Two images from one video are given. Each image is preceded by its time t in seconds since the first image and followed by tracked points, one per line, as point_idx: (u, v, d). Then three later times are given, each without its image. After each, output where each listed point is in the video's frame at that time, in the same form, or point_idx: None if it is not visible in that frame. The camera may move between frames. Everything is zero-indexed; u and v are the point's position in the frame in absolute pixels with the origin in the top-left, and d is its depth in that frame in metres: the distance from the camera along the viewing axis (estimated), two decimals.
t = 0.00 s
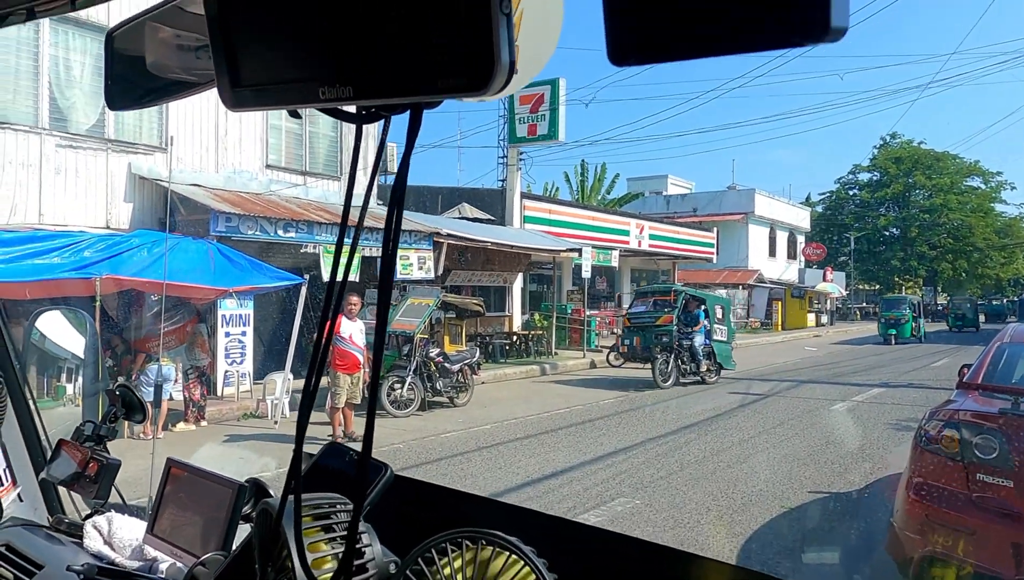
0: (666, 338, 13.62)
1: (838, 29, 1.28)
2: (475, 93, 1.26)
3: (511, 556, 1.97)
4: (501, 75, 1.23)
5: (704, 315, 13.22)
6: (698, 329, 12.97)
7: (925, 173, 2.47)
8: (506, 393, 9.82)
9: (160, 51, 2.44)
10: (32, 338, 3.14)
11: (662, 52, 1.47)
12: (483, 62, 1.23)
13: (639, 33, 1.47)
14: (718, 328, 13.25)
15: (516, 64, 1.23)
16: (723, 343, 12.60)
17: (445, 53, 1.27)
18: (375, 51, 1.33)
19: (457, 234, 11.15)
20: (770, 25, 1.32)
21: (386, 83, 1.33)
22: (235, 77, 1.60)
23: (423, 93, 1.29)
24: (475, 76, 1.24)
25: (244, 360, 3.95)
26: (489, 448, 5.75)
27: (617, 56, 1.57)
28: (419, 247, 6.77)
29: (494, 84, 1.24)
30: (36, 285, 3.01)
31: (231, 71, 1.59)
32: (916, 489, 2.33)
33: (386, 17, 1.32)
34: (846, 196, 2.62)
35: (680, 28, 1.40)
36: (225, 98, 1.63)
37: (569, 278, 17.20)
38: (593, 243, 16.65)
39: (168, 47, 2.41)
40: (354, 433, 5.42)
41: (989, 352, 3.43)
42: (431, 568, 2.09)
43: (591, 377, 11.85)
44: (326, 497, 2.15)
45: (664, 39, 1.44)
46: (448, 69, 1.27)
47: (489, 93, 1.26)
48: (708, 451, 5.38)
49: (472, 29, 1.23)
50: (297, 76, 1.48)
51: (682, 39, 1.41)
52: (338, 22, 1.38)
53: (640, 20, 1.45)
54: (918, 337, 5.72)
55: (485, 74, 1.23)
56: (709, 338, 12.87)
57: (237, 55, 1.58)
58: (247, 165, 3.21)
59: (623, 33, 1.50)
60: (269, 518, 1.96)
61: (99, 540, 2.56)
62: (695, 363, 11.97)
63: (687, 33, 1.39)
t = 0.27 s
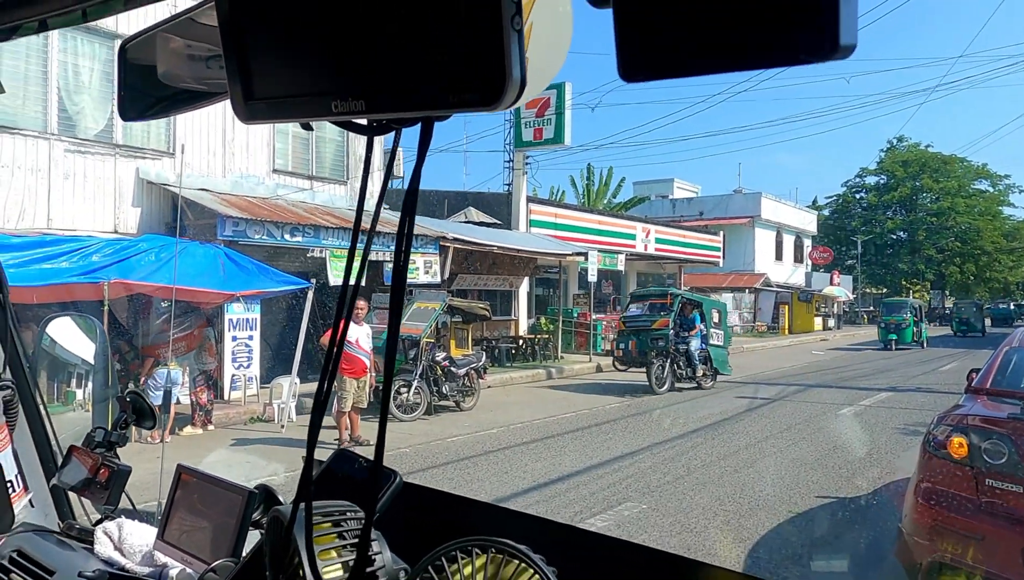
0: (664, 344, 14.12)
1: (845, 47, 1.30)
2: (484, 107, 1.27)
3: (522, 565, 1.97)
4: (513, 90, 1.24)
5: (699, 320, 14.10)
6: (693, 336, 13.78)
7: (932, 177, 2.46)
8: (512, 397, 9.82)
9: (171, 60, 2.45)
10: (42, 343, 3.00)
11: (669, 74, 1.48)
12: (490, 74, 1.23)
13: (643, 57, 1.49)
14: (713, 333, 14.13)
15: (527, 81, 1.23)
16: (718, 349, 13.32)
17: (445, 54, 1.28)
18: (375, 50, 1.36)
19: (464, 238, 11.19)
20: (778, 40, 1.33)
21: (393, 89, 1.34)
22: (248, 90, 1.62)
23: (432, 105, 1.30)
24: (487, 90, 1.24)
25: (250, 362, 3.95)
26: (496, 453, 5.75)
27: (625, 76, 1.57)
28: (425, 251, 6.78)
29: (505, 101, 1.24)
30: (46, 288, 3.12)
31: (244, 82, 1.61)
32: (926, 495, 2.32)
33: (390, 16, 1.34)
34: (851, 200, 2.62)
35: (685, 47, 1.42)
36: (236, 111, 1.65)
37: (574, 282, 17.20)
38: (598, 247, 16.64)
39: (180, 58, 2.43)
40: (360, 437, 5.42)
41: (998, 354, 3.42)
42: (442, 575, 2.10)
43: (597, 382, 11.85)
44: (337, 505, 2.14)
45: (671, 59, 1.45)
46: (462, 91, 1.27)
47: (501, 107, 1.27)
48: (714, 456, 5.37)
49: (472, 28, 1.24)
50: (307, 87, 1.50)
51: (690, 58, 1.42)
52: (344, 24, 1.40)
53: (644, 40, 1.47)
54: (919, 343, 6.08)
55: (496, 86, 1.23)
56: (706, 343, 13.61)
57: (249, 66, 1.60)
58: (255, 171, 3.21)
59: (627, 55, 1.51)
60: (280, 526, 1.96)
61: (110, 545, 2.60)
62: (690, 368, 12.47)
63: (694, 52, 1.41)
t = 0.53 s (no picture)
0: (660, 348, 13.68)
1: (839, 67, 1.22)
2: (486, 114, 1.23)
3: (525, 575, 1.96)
4: (512, 108, 1.22)
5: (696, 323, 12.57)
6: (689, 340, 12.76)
7: (938, 179, 2.43)
8: (517, 401, 9.80)
9: (179, 71, 2.46)
10: (48, 349, 2.96)
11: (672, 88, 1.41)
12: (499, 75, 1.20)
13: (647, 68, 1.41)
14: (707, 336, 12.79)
15: (527, 98, 1.21)
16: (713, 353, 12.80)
17: (445, 54, 1.25)
18: (375, 50, 1.34)
19: (468, 242, 11.19)
20: (781, 41, 1.25)
21: (395, 89, 1.32)
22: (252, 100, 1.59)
23: (431, 120, 1.28)
24: (492, 98, 1.21)
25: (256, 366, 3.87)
26: (501, 457, 5.73)
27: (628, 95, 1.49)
28: (430, 255, 6.78)
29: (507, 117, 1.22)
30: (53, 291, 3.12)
31: (247, 92, 1.58)
32: (931, 499, 2.31)
33: (389, 16, 1.31)
34: (856, 204, 2.62)
35: (685, 49, 1.33)
36: (241, 123, 1.63)
37: (580, 285, 17.17)
38: (604, 250, 16.62)
39: (187, 68, 2.43)
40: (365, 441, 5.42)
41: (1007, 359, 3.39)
42: None
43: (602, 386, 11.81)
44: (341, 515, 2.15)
45: (670, 63, 1.37)
46: (467, 99, 1.23)
47: (501, 125, 1.25)
48: (720, 461, 5.34)
49: (477, 28, 1.21)
50: (313, 94, 1.48)
51: (691, 64, 1.34)
52: (345, 24, 1.38)
53: (641, 47, 1.39)
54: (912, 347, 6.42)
55: (495, 103, 1.21)
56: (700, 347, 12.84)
57: (253, 73, 1.57)
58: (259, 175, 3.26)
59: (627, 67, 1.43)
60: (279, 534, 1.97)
61: (116, 550, 2.60)
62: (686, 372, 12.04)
63: (694, 56, 1.33)
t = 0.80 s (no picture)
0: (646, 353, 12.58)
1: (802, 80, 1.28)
2: (458, 125, 1.21)
3: None
4: (485, 119, 1.21)
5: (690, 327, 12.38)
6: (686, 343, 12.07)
7: (943, 182, 2.44)
8: (520, 405, 9.78)
9: (172, 79, 2.48)
10: (49, 353, 3.01)
11: (649, 95, 1.43)
12: (472, 79, 1.18)
13: (624, 77, 1.44)
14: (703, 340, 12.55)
15: (500, 111, 1.20)
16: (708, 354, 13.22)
17: (434, 56, 1.23)
18: (364, 52, 1.33)
19: (471, 245, 11.19)
20: (768, 41, 1.26)
21: (386, 92, 1.30)
22: (236, 108, 1.59)
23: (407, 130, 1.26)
24: (465, 110, 1.20)
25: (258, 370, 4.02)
26: (502, 460, 5.72)
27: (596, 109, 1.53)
28: (433, 258, 6.77)
29: (480, 128, 1.20)
30: (53, 297, 3.12)
31: (232, 100, 1.58)
32: (933, 502, 2.32)
33: (379, 17, 1.30)
34: (860, 207, 2.63)
35: (674, 49, 1.35)
36: (226, 133, 1.62)
37: (584, 289, 17.15)
38: (607, 254, 16.60)
39: (180, 76, 2.46)
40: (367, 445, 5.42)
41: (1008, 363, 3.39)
42: None
43: (606, 389, 11.78)
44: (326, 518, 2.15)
45: (655, 64, 1.38)
46: (444, 105, 1.22)
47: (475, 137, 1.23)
48: (722, 465, 5.33)
49: (472, 28, 1.19)
50: (296, 100, 1.47)
51: (675, 66, 1.36)
52: (334, 27, 1.38)
53: (622, 52, 1.42)
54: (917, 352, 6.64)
55: (467, 115, 1.20)
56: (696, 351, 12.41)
57: (238, 83, 1.57)
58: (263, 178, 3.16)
59: (598, 75, 1.46)
60: (269, 541, 1.95)
61: (111, 554, 2.61)
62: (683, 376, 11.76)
63: (682, 55, 1.34)
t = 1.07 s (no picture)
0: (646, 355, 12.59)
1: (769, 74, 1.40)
2: (442, 122, 1.24)
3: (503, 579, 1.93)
4: (466, 117, 1.23)
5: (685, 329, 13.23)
6: (681, 346, 12.81)
7: (945, 185, 2.45)
8: (523, 407, 9.78)
9: (170, 79, 2.49)
10: (49, 352, 3.09)
11: (626, 91, 1.58)
12: (455, 80, 1.21)
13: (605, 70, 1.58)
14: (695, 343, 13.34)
15: (480, 108, 1.22)
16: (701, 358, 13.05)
17: (420, 60, 1.25)
18: (351, 58, 1.33)
19: (474, 247, 11.20)
20: (741, 39, 1.40)
21: (380, 92, 1.30)
22: (227, 111, 1.60)
23: (391, 129, 1.28)
24: (446, 107, 1.23)
25: (262, 373, 3.79)
26: (505, 462, 5.73)
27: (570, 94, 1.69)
28: (435, 260, 6.79)
29: (462, 125, 1.23)
30: (57, 298, 3.08)
31: (222, 103, 1.59)
32: (934, 504, 2.33)
33: (368, 24, 1.30)
34: (863, 209, 2.60)
35: (653, 47, 1.49)
36: (217, 132, 1.63)
37: (587, 290, 17.15)
38: (610, 255, 16.62)
39: (178, 77, 2.46)
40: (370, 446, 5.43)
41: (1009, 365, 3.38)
42: None
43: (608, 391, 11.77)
44: (319, 511, 2.19)
45: (634, 59, 1.53)
46: (428, 101, 1.24)
47: (456, 135, 1.25)
48: (725, 467, 5.32)
49: (451, 28, 1.20)
50: (285, 102, 1.48)
51: (651, 59, 1.51)
52: (319, 31, 1.38)
53: (603, 48, 1.56)
54: (913, 356, 7.05)
55: (450, 114, 1.22)
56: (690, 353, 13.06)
57: (228, 83, 1.58)
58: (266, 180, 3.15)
59: (582, 63, 1.60)
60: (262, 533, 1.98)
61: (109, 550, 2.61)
62: (676, 379, 11.75)
63: (662, 53, 1.49)
